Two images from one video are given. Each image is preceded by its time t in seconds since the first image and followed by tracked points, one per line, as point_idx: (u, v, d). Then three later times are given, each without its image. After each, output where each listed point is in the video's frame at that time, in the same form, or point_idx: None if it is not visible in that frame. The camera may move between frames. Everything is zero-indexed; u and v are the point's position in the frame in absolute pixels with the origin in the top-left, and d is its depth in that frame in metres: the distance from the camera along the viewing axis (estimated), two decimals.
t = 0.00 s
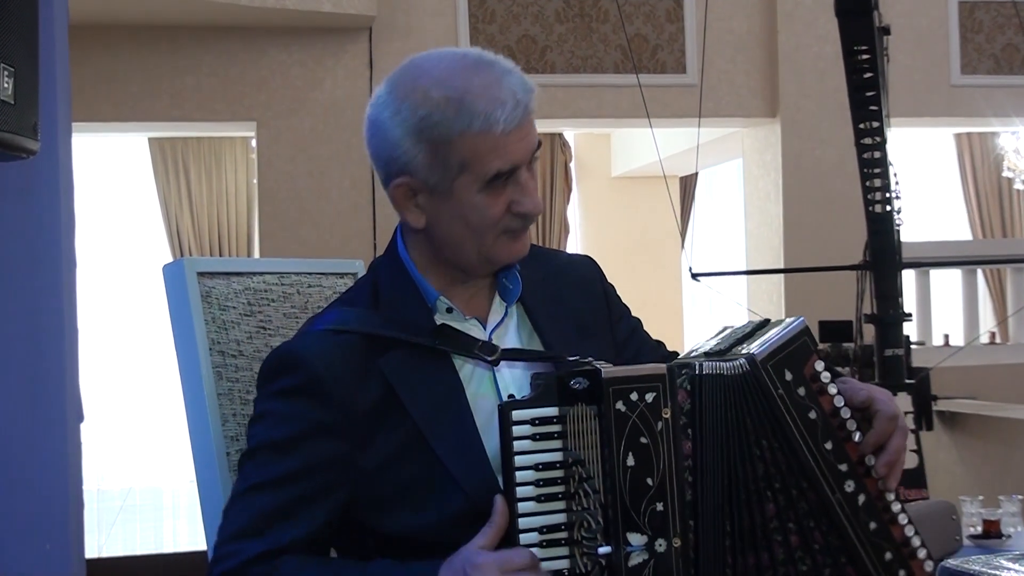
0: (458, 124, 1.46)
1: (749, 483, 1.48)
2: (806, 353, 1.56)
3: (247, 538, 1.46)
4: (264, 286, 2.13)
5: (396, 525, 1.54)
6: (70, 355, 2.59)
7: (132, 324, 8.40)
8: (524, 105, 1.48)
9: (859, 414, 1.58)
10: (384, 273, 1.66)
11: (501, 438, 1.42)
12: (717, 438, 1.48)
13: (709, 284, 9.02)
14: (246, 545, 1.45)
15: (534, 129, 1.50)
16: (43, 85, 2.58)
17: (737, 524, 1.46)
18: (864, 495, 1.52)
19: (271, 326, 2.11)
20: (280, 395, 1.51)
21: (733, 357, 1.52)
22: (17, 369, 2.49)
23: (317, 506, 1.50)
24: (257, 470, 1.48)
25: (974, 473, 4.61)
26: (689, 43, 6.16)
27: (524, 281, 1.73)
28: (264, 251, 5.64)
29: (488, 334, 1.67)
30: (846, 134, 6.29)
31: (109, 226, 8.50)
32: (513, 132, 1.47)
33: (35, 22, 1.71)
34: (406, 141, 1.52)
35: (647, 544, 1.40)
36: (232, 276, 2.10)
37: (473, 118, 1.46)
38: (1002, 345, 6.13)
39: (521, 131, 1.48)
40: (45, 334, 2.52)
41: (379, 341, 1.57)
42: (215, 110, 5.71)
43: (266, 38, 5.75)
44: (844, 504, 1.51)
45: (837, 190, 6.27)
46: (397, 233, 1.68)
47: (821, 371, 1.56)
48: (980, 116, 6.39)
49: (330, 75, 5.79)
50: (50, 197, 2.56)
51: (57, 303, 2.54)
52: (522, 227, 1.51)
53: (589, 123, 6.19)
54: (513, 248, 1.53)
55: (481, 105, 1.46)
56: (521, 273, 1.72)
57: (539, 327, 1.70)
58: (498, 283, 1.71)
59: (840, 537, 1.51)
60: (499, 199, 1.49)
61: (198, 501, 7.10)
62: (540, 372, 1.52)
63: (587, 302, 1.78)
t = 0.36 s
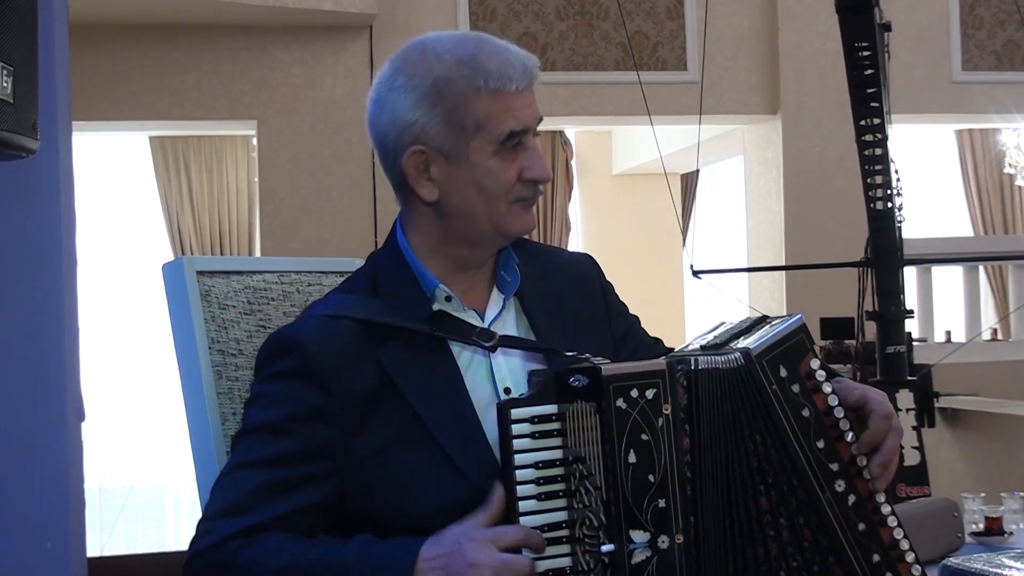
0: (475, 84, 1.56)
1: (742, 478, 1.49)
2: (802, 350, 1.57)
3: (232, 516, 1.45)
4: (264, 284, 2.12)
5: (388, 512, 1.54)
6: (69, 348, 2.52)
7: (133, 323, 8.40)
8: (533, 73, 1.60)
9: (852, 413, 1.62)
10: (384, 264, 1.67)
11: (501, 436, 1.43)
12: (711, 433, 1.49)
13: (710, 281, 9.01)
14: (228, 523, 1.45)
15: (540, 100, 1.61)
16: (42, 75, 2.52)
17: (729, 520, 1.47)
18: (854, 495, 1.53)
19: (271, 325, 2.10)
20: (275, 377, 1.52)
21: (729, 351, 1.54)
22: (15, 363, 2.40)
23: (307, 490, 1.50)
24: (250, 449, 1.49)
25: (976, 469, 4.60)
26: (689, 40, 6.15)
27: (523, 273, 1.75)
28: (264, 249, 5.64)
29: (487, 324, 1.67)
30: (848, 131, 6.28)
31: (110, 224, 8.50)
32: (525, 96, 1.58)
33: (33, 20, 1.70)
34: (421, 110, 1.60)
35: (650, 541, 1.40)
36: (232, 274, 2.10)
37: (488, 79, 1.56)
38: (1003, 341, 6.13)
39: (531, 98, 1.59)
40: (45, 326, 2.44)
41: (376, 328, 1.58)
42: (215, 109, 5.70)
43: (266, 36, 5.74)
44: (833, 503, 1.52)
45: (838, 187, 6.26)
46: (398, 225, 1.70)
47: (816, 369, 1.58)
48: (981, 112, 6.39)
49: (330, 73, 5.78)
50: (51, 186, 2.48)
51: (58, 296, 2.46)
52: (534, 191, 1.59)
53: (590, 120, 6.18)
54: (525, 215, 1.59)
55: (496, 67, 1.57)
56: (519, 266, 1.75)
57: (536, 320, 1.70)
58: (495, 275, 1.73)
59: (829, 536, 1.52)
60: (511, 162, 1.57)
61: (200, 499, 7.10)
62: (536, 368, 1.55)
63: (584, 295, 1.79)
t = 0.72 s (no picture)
0: (496, 76, 1.60)
1: (732, 478, 1.49)
2: (796, 351, 1.57)
3: (230, 518, 1.44)
4: (262, 283, 2.12)
5: (385, 512, 1.54)
6: (69, 345, 2.51)
7: (134, 321, 8.40)
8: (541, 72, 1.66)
9: (845, 416, 1.61)
10: (378, 262, 1.67)
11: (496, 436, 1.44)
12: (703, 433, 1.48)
13: (711, 279, 9.00)
14: (225, 525, 1.44)
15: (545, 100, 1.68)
16: (41, 72, 2.51)
17: (720, 520, 1.47)
18: (844, 499, 1.52)
19: (270, 323, 2.09)
20: (268, 377, 1.52)
21: (723, 350, 1.53)
22: (15, 361, 2.40)
23: (306, 490, 1.50)
24: (242, 451, 1.48)
25: (976, 467, 4.60)
26: (690, 38, 6.14)
27: (515, 272, 1.76)
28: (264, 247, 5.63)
29: (482, 322, 1.67)
30: (848, 128, 6.27)
31: (110, 223, 8.51)
32: (536, 92, 1.64)
33: (32, 19, 1.70)
34: (439, 100, 1.61)
35: (647, 539, 1.41)
36: (229, 273, 2.09)
37: (509, 72, 1.61)
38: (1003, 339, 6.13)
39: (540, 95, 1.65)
40: (45, 323, 2.44)
41: (370, 326, 1.57)
42: (215, 107, 5.70)
43: (266, 35, 5.74)
44: (823, 505, 1.51)
45: (838, 185, 6.26)
46: (392, 224, 1.71)
47: (810, 371, 1.58)
48: (982, 109, 6.38)
49: (330, 72, 5.78)
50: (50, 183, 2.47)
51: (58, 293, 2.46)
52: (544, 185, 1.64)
53: (590, 118, 6.18)
54: (535, 208, 1.64)
55: (515, 61, 1.61)
56: (514, 266, 1.76)
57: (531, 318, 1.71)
58: (488, 273, 1.74)
59: (817, 540, 1.51)
60: (528, 155, 1.62)
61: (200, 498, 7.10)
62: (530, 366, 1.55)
63: (578, 298, 1.79)
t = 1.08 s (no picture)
0: (480, 83, 1.57)
1: (724, 481, 1.49)
2: (791, 355, 1.59)
3: (226, 516, 1.44)
4: (260, 281, 2.11)
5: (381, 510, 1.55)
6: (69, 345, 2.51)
7: (131, 319, 8.39)
8: (534, 74, 1.62)
9: (837, 423, 1.62)
10: (378, 261, 1.67)
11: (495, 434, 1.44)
12: (695, 435, 1.49)
13: (710, 276, 9.00)
14: (221, 523, 1.43)
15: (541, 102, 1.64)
16: (39, 70, 2.50)
17: (714, 522, 1.48)
18: (833, 507, 1.54)
19: (267, 321, 2.09)
20: (268, 375, 1.52)
21: (717, 351, 1.55)
22: (16, 357, 2.40)
23: (305, 488, 1.50)
24: (244, 449, 1.47)
25: (975, 464, 4.60)
26: (688, 35, 6.14)
27: (516, 272, 1.76)
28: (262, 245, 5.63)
29: (481, 321, 1.67)
30: (846, 126, 6.28)
31: (109, 222, 8.51)
32: (526, 96, 1.60)
33: (29, 18, 1.70)
34: (425, 108, 1.60)
35: (643, 538, 1.42)
36: (227, 271, 2.09)
37: (494, 79, 1.57)
38: (1002, 336, 6.13)
39: (532, 97, 1.61)
40: (43, 322, 2.43)
41: (370, 323, 1.58)
42: (213, 106, 5.70)
43: (264, 33, 5.73)
44: (810, 511, 1.52)
45: (837, 183, 6.26)
46: (393, 221, 1.71)
47: (804, 376, 1.59)
48: (980, 107, 6.38)
49: (328, 70, 5.77)
50: (47, 182, 2.47)
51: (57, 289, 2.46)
52: (535, 191, 1.62)
53: (589, 116, 6.18)
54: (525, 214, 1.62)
55: (502, 67, 1.58)
56: (513, 265, 1.76)
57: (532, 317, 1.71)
58: (488, 272, 1.75)
59: (804, 545, 1.52)
60: (514, 162, 1.59)
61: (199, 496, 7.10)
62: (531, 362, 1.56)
63: (578, 298, 1.78)
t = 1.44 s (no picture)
0: (393, 87, 1.58)
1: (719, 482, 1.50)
2: (786, 356, 1.59)
3: (218, 498, 1.44)
4: (259, 280, 2.12)
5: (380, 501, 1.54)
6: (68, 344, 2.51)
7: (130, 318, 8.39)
8: (456, 80, 1.57)
9: (831, 427, 1.64)
10: (383, 258, 1.69)
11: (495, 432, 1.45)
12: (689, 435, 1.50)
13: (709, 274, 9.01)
14: (213, 505, 1.44)
15: (472, 108, 1.57)
16: (36, 69, 2.50)
17: (710, 523, 1.49)
18: (822, 511, 1.54)
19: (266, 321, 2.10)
20: (270, 364, 1.52)
21: (710, 351, 1.55)
22: (16, 355, 2.40)
23: (304, 480, 1.50)
24: (241, 435, 1.48)
25: (975, 461, 4.59)
26: (686, 33, 6.13)
27: (522, 274, 1.76)
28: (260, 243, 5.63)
29: (486, 319, 1.70)
30: (845, 123, 6.28)
31: (108, 220, 8.50)
32: (442, 102, 1.56)
33: (29, 16, 1.70)
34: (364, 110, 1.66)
35: (644, 537, 1.43)
36: (226, 270, 2.09)
37: (403, 85, 1.57)
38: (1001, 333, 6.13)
39: (453, 104, 1.57)
40: (42, 321, 2.43)
41: (373, 319, 1.58)
42: (212, 104, 5.69)
43: (263, 31, 5.73)
44: (800, 514, 1.53)
45: (836, 180, 6.26)
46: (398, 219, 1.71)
47: (798, 377, 1.59)
48: (979, 104, 6.38)
49: (327, 68, 5.77)
50: (46, 181, 2.46)
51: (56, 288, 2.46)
52: (452, 203, 1.58)
53: (588, 113, 6.18)
54: (449, 226, 1.60)
55: (412, 72, 1.57)
56: (518, 265, 1.77)
57: (537, 317, 1.72)
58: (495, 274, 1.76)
59: (792, 548, 1.53)
60: (424, 170, 1.58)
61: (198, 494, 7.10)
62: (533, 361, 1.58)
63: (583, 297, 1.80)
